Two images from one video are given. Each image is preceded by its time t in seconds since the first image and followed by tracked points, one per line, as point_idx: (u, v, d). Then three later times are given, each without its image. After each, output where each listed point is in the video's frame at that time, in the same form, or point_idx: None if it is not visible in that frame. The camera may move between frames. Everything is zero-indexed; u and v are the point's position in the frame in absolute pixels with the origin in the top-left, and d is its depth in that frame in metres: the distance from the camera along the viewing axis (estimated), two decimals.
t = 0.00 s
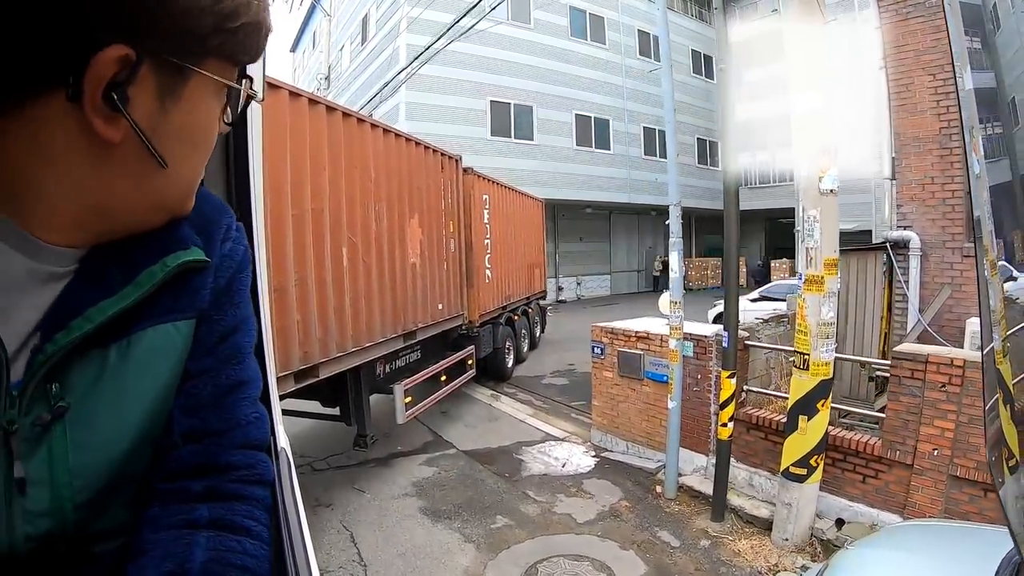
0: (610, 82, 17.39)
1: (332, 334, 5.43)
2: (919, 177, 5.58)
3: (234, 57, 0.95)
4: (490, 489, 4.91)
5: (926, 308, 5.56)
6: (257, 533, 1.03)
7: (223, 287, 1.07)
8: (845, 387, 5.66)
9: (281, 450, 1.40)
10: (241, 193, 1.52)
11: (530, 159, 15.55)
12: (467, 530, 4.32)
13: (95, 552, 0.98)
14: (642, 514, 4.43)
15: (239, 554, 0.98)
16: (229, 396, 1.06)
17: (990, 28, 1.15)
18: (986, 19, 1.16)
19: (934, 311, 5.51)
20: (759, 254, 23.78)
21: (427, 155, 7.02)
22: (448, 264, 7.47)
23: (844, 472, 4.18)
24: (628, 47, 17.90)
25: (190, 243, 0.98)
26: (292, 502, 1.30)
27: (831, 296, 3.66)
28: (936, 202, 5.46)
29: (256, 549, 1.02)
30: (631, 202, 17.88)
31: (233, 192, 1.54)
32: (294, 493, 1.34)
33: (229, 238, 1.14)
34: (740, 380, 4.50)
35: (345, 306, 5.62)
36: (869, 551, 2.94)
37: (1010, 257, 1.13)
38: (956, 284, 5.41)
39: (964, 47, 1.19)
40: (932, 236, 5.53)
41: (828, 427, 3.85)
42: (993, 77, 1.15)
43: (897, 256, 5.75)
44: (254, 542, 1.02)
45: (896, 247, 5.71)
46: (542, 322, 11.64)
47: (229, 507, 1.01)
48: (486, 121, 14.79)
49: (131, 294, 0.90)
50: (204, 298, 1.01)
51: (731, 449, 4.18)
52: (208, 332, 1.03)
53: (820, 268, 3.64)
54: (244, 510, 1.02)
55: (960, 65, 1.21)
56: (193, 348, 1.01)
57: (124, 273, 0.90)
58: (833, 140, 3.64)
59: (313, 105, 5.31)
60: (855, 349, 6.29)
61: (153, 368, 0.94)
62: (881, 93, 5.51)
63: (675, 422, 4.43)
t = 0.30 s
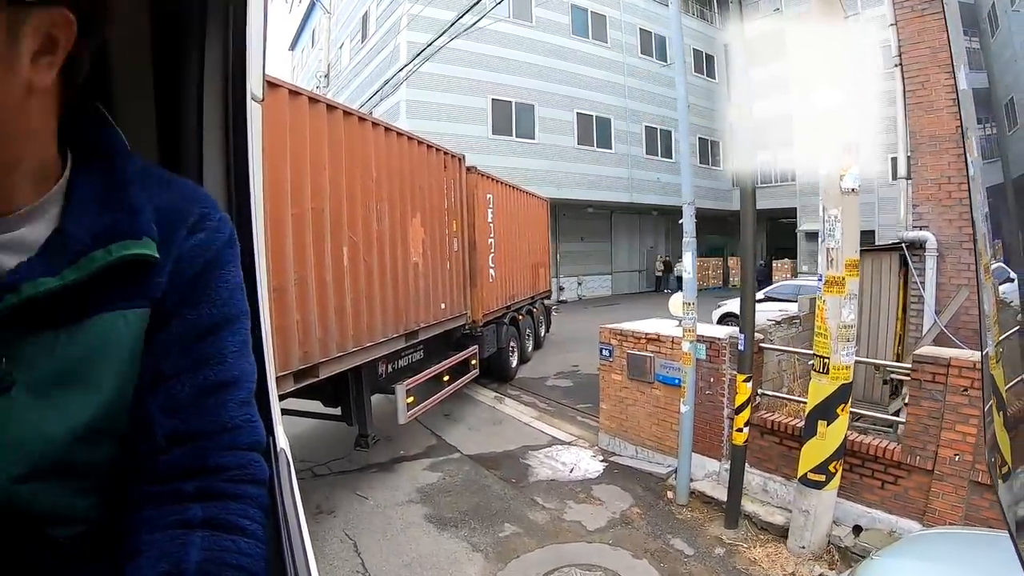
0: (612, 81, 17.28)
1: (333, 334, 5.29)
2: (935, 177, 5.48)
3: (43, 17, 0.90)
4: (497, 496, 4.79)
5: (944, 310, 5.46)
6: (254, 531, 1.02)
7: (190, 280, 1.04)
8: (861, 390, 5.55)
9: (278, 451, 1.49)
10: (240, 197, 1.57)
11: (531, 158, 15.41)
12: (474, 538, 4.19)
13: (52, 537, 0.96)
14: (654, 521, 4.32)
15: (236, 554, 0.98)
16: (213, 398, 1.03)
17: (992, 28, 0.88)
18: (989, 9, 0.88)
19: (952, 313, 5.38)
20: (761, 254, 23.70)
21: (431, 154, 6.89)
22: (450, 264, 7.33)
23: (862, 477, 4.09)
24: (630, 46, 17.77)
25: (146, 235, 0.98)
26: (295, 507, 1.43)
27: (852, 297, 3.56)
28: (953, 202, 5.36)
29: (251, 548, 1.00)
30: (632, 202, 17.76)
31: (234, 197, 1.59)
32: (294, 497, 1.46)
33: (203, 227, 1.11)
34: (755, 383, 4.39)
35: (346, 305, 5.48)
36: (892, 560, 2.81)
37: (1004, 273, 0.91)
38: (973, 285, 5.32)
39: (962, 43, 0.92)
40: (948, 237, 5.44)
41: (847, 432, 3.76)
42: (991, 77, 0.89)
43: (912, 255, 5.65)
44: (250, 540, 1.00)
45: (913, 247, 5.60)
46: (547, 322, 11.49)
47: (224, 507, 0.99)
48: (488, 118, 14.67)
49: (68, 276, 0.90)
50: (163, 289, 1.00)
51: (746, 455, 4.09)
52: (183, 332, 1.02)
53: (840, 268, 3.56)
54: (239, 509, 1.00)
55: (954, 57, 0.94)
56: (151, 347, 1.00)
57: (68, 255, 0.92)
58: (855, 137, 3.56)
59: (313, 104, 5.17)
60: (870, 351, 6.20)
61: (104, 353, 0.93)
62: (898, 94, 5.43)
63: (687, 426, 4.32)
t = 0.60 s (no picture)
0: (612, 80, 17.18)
1: (333, 333, 5.19)
2: (949, 175, 5.39)
3: None
4: (502, 500, 4.69)
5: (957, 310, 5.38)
6: (233, 520, 0.93)
7: (138, 256, 0.98)
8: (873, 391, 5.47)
9: (277, 450, 1.53)
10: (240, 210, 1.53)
11: (530, 158, 15.30)
12: (481, 545, 4.09)
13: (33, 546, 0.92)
14: (663, 526, 4.23)
15: (218, 547, 0.90)
16: (178, 384, 0.95)
17: (988, 29, 0.86)
18: (985, 13, 0.87)
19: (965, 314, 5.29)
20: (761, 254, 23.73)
21: (431, 152, 6.77)
22: (452, 263, 7.22)
23: (877, 481, 4.00)
24: (631, 45, 17.69)
25: (67, 193, 0.99)
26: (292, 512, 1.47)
27: (869, 297, 3.48)
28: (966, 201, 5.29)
29: (231, 537, 0.92)
30: (632, 202, 17.68)
31: (234, 194, 1.54)
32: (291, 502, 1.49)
33: (151, 217, 1.04)
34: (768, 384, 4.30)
35: (346, 304, 5.38)
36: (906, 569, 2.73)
37: (1003, 270, 0.89)
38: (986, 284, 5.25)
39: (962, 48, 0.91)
40: (962, 236, 5.37)
41: (863, 434, 3.68)
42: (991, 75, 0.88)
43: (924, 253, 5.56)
44: (229, 529, 0.92)
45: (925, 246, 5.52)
46: (551, 322, 11.39)
47: (198, 497, 0.92)
48: (488, 117, 14.56)
49: None
50: (108, 268, 0.95)
51: (759, 457, 4.00)
52: (138, 321, 0.95)
53: (858, 268, 3.48)
54: (215, 498, 0.92)
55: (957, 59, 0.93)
56: (102, 334, 0.94)
57: None
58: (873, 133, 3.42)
59: (312, 103, 5.06)
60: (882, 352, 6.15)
61: (46, 328, 0.90)
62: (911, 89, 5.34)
63: (697, 429, 4.23)
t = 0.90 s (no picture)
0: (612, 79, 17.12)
1: (333, 333, 5.10)
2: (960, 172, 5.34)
3: None
4: (508, 505, 4.60)
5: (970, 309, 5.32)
6: (228, 518, 0.93)
7: (116, 254, 0.98)
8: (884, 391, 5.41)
9: (277, 449, 1.52)
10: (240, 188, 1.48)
11: (529, 157, 15.21)
12: (487, 551, 4.00)
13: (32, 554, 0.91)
14: (673, 530, 4.16)
15: (213, 545, 0.90)
16: (165, 386, 0.95)
17: (990, 29, 0.92)
18: (987, 13, 0.92)
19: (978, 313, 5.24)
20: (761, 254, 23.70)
21: (432, 151, 6.68)
22: (453, 263, 7.12)
23: (891, 483, 3.94)
24: (630, 44, 17.65)
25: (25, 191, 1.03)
26: (292, 514, 1.47)
27: (884, 296, 3.43)
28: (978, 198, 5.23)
29: (224, 534, 0.92)
30: (632, 201, 17.60)
31: (235, 191, 1.48)
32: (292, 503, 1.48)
33: (129, 216, 1.04)
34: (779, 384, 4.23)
35: (346, 303, 5.29)
36: None
37: (1004, 264, 0.95)
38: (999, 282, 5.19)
39: (964, 49, 0.97)
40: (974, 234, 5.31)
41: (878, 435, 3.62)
42: (997, 74, 0.92)
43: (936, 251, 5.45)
44: (222, 526, 0.92)
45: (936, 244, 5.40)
46: (553, 322, 11.30)
47: (189, 495, 0.91)
48: (488, 117, 14.46)
49: None
50: (85, 270, 0.96)
51: (771, 460, 3.94)
52: (119, 324, 0.95)
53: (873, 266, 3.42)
54: (206, 496, 0.92)
55: (957, 60, 0.98)
56: (82, 337, 0.95)
57: None
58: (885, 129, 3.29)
59: (311, 101, 4.95)
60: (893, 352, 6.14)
61: (13, 327, 0.91)
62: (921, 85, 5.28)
63: (707, 430, 4.16)
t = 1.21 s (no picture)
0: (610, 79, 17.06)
1: (334, 332, 5.00)
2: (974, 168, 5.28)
3: None
4: (516, 510, 4.51)
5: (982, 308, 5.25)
6: (228, 519, 0.97)
7: (105, 258, 0.99)
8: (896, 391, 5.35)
9: (278, 446, 1.57)
10: (240, 185, 1.55)
11: (528, 157, 15.10)
12: (497, 558, 3.90)
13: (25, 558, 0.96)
14: (686, 534, 4.07)
15: (213, 545, 0.95)
16: (163, 394, 0.98)
17: (994, 30, 0.95)
18: (993, 13, 0.95)
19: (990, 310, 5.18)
20: (761, 253, 23.69)
21: (434, 151, 6.58)
22: (455, 263, 7.02)
23: (907, 484, 3.88)
24: (630, 43, 17.61)
25: None
26: (294, 514, 1.49)
27: (903, 295, 3.36)
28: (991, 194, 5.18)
29: (223, 535, 0.96)
30: (632, 201, 17.53)
31: (236, 190, 1.55)
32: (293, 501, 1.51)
33: (114, 214, 1.04)
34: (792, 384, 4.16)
35: (347, 302, 5.18)
36: None
37: (1005, 261, 0.98)
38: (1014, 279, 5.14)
39: (968, 48, 1.00)
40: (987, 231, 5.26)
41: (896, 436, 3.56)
42: (999, 75, 0.95)
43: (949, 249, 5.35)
44: (221, 528, 0.96)
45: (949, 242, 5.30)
46: (557, 321, 11.21)
47: (188, 499, 0.95)
48: (486, 116, 14.35)
49: None
50: (71, 274, 0.97)
51: (786, 462, 3.87)
52: (111, 330, 0.97)
53: (892, 264, 3.35)
54: (205, 499, 0.96)
55: (958, 60, 1.02)
56: (74, 346, 0.96)
57: None
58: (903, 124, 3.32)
59: (311, 101, 4.85)
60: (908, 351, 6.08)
61: None
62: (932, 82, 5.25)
63: (720, 432, 4.08)
